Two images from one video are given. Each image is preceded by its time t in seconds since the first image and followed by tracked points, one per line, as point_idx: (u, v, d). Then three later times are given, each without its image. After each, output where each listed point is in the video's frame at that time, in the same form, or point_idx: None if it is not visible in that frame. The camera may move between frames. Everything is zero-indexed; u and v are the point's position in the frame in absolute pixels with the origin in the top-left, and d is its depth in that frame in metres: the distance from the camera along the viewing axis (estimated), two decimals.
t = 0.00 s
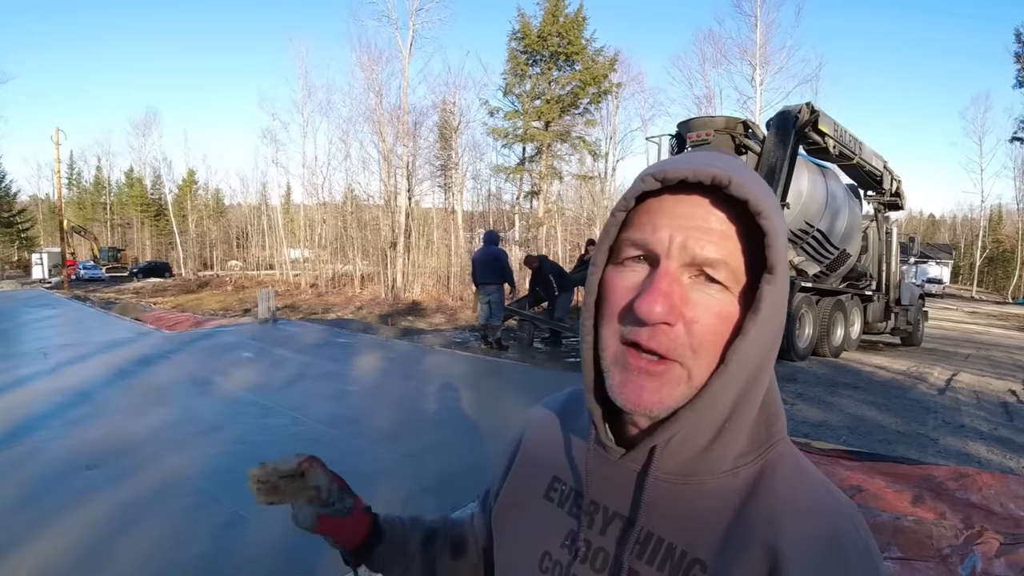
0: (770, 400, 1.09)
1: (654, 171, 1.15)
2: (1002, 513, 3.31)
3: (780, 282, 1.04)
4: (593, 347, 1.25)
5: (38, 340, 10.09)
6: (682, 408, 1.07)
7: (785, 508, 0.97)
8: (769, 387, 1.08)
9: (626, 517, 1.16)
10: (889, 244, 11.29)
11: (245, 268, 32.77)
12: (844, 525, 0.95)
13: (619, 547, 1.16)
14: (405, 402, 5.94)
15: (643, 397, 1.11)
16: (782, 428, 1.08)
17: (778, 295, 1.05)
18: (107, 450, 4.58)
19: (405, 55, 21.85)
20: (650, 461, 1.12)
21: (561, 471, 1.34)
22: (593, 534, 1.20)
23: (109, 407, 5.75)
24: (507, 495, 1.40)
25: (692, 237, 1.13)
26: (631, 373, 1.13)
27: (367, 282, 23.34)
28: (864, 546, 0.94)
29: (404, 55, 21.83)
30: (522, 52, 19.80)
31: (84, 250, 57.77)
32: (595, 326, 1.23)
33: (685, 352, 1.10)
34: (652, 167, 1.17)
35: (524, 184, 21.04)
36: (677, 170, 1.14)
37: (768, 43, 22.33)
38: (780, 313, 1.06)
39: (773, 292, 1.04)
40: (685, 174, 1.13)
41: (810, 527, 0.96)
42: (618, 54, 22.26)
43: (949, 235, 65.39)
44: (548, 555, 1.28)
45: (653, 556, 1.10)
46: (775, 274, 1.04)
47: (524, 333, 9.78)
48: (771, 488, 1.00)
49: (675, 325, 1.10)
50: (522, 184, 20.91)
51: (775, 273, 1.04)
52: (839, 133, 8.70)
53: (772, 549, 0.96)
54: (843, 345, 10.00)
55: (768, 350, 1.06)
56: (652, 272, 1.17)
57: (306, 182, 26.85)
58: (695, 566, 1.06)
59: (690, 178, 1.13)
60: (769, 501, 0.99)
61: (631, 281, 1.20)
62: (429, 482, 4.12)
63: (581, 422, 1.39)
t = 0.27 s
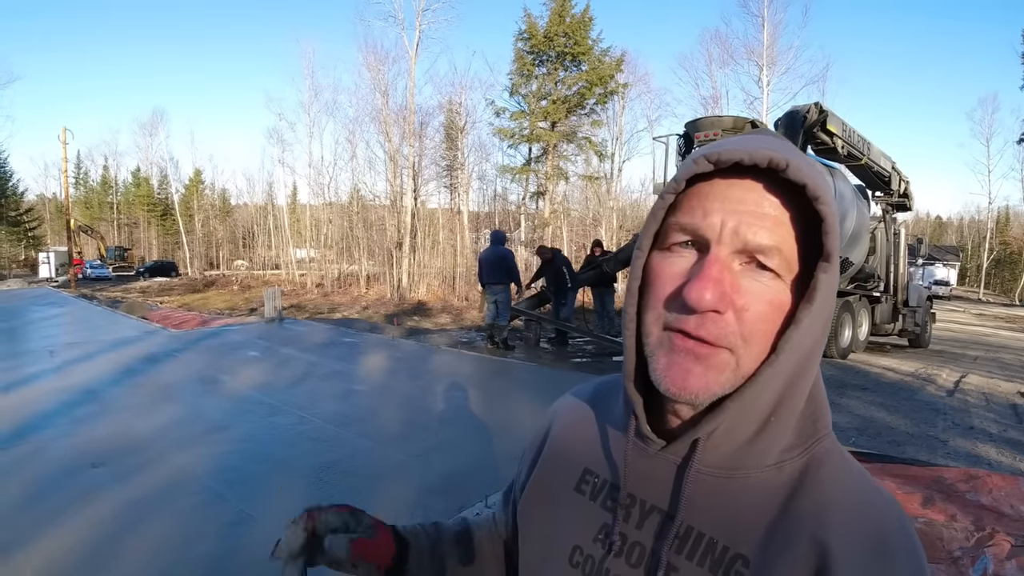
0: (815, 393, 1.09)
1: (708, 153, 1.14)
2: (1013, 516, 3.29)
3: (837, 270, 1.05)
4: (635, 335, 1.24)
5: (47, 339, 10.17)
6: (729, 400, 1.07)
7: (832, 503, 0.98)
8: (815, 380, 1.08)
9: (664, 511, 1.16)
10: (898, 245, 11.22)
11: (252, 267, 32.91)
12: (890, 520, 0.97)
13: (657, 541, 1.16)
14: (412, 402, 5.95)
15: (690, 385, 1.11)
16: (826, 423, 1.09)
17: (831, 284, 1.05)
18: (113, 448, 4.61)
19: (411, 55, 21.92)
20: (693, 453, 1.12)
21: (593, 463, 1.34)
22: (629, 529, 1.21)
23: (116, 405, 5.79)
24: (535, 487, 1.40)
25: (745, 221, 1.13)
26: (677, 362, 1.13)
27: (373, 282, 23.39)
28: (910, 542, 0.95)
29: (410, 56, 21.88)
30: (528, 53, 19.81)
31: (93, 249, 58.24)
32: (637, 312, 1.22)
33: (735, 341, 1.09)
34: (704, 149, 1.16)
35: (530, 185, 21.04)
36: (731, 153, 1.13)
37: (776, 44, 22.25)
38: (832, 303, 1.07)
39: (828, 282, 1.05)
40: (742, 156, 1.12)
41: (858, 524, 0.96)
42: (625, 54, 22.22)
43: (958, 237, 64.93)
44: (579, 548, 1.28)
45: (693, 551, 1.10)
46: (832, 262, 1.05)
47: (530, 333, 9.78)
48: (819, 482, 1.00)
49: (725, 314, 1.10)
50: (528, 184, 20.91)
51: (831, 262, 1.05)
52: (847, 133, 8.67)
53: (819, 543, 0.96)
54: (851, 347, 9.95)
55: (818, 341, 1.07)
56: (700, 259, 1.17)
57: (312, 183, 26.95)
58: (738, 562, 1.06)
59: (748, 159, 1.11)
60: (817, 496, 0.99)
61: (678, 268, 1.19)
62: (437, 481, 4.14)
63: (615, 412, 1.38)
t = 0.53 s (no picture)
0: (818, 396, 1.09)
1: (717, 155, 1.13)
2: (1010, 518, 3.29)
3: (842, 276, 1.04)
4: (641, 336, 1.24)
5: (45, 336, 10.14)
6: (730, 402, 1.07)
7: (832, 505, 0.97)
8: (818, 382, 1.08)
9: (664, 511, 1.16)
10: (897, 247, 11.23)
11: (251, 266, 32.87)
12: (890, 523, 0.96)
13: (656, 540, 1.16)
14: (411, 401, 5.95)
15: (691, 387, 1.10)
16: (828, 425, 1.08)
17: (836, 289, 1.04)
18: (111, 446, 4.61)
19: (411, 55, 21.91)
20: (694, 453, 1.12)
21: (593, 461, 1.34)
22: (629, 527, 1.21)
23: (115, 403, 5.78)
24: (535, 484, 1.40)
25: (751, 225, 1.13)
26: (679, 364, 1.13)
27: (372, 281, 23.37)
28: (908, 545, 0.95)
29: (410, 55, 21.87)
30: (528, 53, 19.81)
31: (92, 247, 58.14)
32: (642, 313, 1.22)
33: (737, 346, 1.09)
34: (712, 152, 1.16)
35: (529, 185, 21.04)
36: (739, 155, 1.12)
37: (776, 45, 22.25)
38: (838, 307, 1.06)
39: (834, 286, 1.04)
40: (750, 159, 1.10)
41: (859, 527, 0.95)
42: (625, 55, 22.22)
43: (956, 239, 64.99)
44: (578, 546, 1.29)
45: (692, 550, 1.11)
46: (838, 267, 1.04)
47: (529, 333, 9.78)
48: (821, 484, 0.99)
49: (727, 317, 1.10)
50: (527, 184, 20.90)
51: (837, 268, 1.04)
52: (846, 135, 8.67)
53: (818, 544, 0.96)
54: (849, 348, 9.95)
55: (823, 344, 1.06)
56: (707, 260, 1.17)
57: (312, 182, 26.94)
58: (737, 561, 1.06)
59: (755, 163, 1.11)
60: (816, 498, 0.99)
61: (685, 270, 1.19)
62: (435, 480, 4.13)
63: (615, 410, 1.38)
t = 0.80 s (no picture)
0: (792, 405, 1.07)
1: (669, 171, 1.14)
2: (1004, 521, 3.30)
3: (796, 283, 1.00)
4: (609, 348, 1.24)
5: (40, 336, 10.08)
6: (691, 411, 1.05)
7: (805, 513, 0.95)
8: (792, 389, 1.06)
9: (638, 519, 1.15)
10: (892, 249, 11.26)
11: (247, 266, 32.76)
12: (864, 527, 0.94)
13: (631, 547, 1.15)
14: (405, 403, 5.93)
15: (653, 398, 1.08)
16: (803, 435, 1.06)
17: (794, 295, 1.01)
18: (105, 447, 4.58)
19: (409, 55, 21.89)
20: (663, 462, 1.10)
21: (572, 468, 1.33)
22: (605, 534, 1.20)
23: (110, 404, 5.74)
24: (521, 491, 1.41)
25: (704, 238, 1.11)
26: (639, 375, 1.11)
27: (369, 282, 23.32)
28: (881, 550, 0.92)
29: (408, 55, 21.85)
30: (526, 54, 19.82)
31: (87, 246, 57.91)
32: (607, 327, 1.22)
33: (695, 356, 1.07)
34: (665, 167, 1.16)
35: (526, 186, 21.04)
36: (690, 169, 1.12)
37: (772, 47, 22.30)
38: (798, 315, 1.02)
39: (788, 295, 1.00)
40: (699, 172, 1.10)
41: (832, 535, 0.93)
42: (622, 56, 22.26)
43: (952, 241, 65.28)
44: (558, 553, 1.30)
45: (665, 557, 1.09)
46: (791, 276, 1.00)
47: (525, 335, 9.77)
48: (791, 494, 0.97)
49: (684, 327, 1.08)
50: (524, 185, 20.90)
51: (790, 275, 1.00)
52: (842, 137, 8.70)
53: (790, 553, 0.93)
54: (845, 350, 9.97)
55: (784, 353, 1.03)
56: (664, 272, 1.15)
57: (309, 182, 26.89)
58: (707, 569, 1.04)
59: (705, 175, 1.10)
60: (788, 505, 0.97)
61: (644, 282, 1.18)
62: (429, 482, 4.11)
63: (595, 419, 1.37)
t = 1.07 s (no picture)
0: (809, 408, 1.05)
1: (657, 170, 1.14)
2: (1004, 521, 3.30)
3: (785, 278, 0.96)
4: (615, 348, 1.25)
5: (39, 336, 10.06)
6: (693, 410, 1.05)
7: (819, 521, 0.95)
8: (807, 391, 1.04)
9: (650, 519, 1.15)
10: (891, 249, 11.27)
11: (246, 266, 32.74)
12: (878, 537, 0.94)
13: (644, 547, 1.15)
14: (405, 403, 5.93)
15: (651, 396, 1.08)
16: (820, 440, 1.05)
17: (787, 289, 0.97)
18: (105, 447, 4.57)
19: (408, 55, 21.88)
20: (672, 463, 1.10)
21: (589, 468, 1.33)
22: (620, 533, 1.20)
23: (109, 404, 5.74)
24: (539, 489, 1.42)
25: (692, 233, 1.10)
26: (639, 374, 1.11)
27: (367, 282, 23.31)
28: (896, 561, 0.93)
29: (407, 55, 21.83)
30: (525, 54, 19.81)
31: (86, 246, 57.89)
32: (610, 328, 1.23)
33: (691, 351, 1.06)
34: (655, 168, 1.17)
35: (525, 186, 21.04)
36: (676, 168, 1.12)
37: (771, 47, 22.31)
38: (790, 311, 0.98)
39: (775, 289, 0.96)
40: (684, 170, 1.10)
41: (845, 544, 0.93)
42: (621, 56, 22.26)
43: (950, 241, 65.40)
44: (575, 552, 1.30)
45: (676, 558, 1.09)
46: (779, 269, 0.96)
47: (524, 335, 9.77)
48: (804, 503, 0.97)
49: (676, 322, 1.07)
50: (523, 185, 20.89)
51: (778, 269, 0.97)
52: (842, 137, 8.70)
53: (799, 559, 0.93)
54: (844, 350, 9.97)
55: (779, 351, 0.99)
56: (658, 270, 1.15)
57: (308, 182, 26.87)
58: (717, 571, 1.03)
59: (690, 173, 1.10)
60: (802, 513, 0.96)
61: (640, 280, 1.19)
62: (429, 483, 4.11)
63: (611, 422, 1.37)
